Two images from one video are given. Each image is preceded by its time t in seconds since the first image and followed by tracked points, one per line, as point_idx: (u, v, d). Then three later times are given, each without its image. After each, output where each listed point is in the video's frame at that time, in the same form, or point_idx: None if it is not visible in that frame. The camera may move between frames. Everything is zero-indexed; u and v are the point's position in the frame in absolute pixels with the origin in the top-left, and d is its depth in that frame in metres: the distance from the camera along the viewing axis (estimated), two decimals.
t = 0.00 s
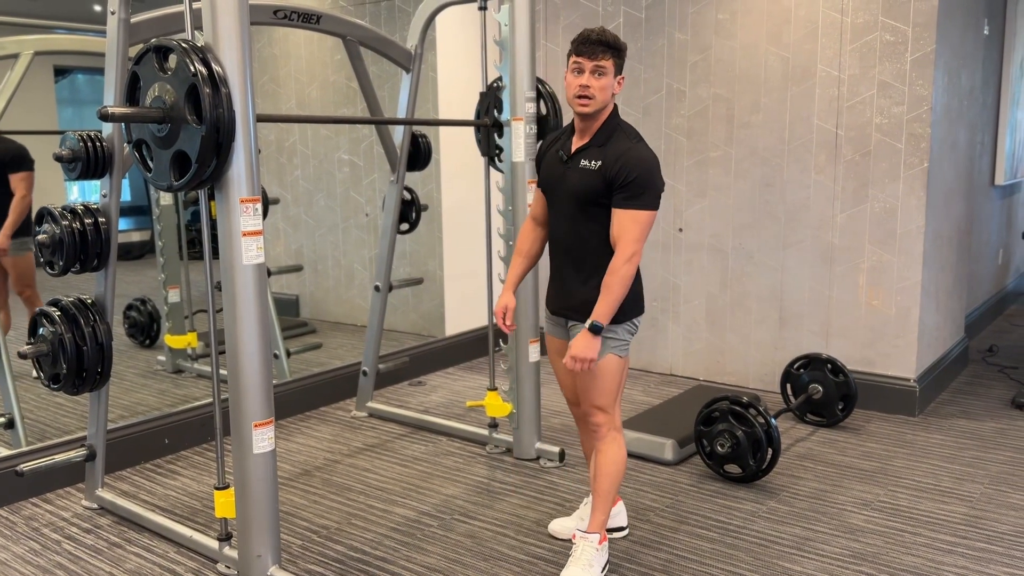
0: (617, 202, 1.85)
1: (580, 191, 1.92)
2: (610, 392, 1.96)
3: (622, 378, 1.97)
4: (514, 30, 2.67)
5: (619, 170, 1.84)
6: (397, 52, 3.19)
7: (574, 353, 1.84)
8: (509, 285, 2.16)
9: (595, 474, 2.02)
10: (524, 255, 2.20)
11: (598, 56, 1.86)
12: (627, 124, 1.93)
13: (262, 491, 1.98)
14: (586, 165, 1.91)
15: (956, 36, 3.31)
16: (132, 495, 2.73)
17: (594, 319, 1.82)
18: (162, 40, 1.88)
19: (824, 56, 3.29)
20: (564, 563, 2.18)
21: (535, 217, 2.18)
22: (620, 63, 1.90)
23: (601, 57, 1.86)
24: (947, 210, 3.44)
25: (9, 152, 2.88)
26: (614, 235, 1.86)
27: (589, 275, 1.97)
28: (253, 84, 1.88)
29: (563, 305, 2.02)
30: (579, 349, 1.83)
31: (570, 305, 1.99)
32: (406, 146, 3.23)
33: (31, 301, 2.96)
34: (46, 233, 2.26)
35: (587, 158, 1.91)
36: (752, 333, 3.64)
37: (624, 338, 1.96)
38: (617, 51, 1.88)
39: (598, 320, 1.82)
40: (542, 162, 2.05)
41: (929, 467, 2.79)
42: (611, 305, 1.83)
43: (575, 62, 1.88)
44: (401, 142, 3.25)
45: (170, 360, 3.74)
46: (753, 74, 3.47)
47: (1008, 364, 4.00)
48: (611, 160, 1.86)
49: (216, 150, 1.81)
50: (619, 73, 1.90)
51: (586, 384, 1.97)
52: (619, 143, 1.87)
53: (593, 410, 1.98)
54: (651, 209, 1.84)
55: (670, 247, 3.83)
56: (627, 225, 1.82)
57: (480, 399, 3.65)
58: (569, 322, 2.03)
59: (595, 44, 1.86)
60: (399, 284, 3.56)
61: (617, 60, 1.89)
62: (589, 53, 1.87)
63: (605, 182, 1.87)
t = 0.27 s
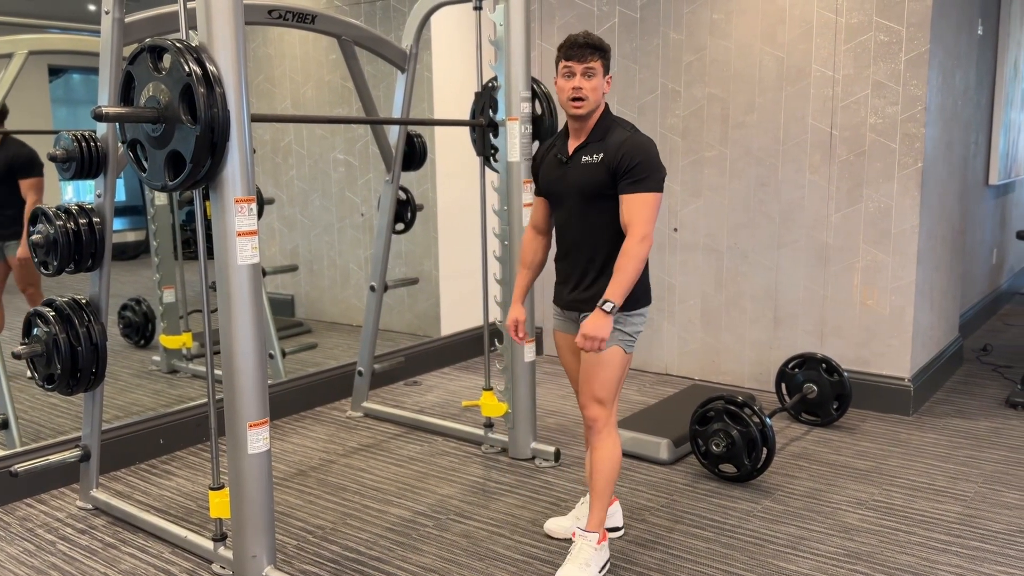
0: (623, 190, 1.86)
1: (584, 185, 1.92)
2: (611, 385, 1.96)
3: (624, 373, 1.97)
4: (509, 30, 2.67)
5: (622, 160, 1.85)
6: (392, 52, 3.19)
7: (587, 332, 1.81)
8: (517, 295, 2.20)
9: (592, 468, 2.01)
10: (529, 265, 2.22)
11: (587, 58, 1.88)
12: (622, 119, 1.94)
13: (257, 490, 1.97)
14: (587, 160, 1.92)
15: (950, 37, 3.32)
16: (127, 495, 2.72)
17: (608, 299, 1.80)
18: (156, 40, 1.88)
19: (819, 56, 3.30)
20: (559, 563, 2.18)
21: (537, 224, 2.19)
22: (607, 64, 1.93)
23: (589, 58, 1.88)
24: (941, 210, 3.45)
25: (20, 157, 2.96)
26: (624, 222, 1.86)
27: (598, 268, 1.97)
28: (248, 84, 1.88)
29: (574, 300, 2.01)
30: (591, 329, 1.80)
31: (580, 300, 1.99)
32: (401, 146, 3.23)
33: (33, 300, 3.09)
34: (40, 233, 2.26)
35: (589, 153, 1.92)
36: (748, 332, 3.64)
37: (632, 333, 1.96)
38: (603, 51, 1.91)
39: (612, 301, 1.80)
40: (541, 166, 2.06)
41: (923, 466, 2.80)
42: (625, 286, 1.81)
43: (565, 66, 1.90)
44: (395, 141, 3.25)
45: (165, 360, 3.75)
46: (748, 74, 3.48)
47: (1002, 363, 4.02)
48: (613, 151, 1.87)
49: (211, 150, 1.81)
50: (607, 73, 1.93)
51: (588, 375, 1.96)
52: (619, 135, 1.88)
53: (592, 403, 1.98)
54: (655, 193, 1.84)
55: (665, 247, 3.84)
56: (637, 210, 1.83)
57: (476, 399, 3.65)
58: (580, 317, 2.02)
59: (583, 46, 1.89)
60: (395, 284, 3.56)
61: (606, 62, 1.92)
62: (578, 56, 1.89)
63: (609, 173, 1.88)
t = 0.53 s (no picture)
0: (626, 191, 1.86)
1: (586, 184, 1.92)
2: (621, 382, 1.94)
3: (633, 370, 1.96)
4: (504, 29, 2.67)
5: (625, 160, 1.85)
6: (386, 51, 3.18)
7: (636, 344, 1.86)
8: (524, 292, 2.23)
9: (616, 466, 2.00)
10: (536, 260, 2.22)
11: (592, 56, 1.88)
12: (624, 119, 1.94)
13: (251, 491, 1.97)
14: (588, 159, 1.92)
15: (943, 36, 3.33)
16: (120, 495, 2.71)
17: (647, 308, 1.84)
18: (150, 39, 1.87)
19: (813, 56, 3.30)
20: (554, 562, 2.18)
21: (541, 220, 2.17)
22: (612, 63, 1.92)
23: (594, 57, 1.88)
24: (934, 211, 3.45)
25: (20, 157, 2.95)
26: (631, 222, 1.86)
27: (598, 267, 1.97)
28: (242, 83, 1.87)
29: (574, 298, 1.99)
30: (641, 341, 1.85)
31: (580, 299, 1.97)
32: (396, 146, 3.23)
33: (26, 300, 3.04)
34: (33, 233, 2.25)
35: (590, 152, 1.92)
36: (742, 331, 3.65)
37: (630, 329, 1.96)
38: (607, 51, 1.90)
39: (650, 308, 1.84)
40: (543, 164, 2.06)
41: (917, 465, 2.81)
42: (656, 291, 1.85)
43: (569, 65, 1.90)
44: (390, 141, 3.24)
45: (159, 360, 3.75)
46: (743, 74, 3.48)
47: (995, 362, 4.04)
48: (615, 152, 1.87)
49: (204, 149, 1.80)
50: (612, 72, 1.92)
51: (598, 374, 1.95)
52: (622, 135, 1.88)
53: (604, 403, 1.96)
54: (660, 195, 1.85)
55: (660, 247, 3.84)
56: (643, 211, 1.84)
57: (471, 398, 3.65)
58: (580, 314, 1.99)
59: (588, 44, 1.88)
60: (390, 284, 3.55)
61: (611, 60, 1.91)
62: (582, 55, 1.88)
63: (611, 173, 1.88)
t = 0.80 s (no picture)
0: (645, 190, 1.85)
1: (600, 183, 1.92)
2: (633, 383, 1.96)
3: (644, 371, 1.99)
4: (498, 28, 2.67)
5: (645, 160, 1.85)
6: (380, 50, 3.18)
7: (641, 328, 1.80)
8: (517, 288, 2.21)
9: (626, 466, 2.01)
10: (530, 257, 2.21)
11: (613, 54, 1.87)
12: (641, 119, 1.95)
13: (244, 491, 1.96)
14: (605, 157, 1.92)
15: (936, 36, 3.34)
16: (113, 495, 2.70)
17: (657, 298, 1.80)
18: (142, 38, 1.87)
19: (806, 56, 3.31)
20: (548, 561, 2.18)
21: (542, 218, 2.17)
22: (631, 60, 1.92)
23: (614, 55, 1.87)
24: (927, 211, 3.46)
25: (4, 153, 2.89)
26: (648, 222, 1.85)
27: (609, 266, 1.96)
28: (235, 82, 1.87)
29: (580, 299, 1.99)
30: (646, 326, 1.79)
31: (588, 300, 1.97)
32: (389, 145, 3.22)
33: (15, 299, 3.01)
34: (25, 232, 2.24)
35: (607, 150, 1.92)
36: (737, 330, 3.65)
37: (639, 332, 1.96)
38: (628, 48, 1.90)
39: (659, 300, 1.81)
40: (552, 160, 2.06)
41: (910, 464, 2.82)
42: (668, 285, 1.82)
43: (589, 62, 1.89)
44: (383, 140, 3.24)
45: (152, 360, 3.75)
46: (736, 74, 3.49)
47: (987, 361, 4.05)
48: (635, 151, 1.87)
49: (196, 148, 1.79)
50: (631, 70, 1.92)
51: (612, 374, 1.95)
52: (640, 135, 1.89)
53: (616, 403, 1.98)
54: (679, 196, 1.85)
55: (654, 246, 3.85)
56: (663, 210, 1.83)
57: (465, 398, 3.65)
58: (588, 318, 1.99)
59: (609, 41, 1.88)
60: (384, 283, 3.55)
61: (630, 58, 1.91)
62: (604, 52, 1.87)
63: (629, 172, 1.88)
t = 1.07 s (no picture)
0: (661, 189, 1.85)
1: (613, 182, 1.92)
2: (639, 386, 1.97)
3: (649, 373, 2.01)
4: (492, 28, 2.67)
5: (661, 160, 1.86)
6: (374, 49, 3.17)
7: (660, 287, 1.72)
8: (516, 284, 2.18)
9: (629, 467, 2.02)
10: (531, 253, 2.19)
11: (624, 51, 1.87)
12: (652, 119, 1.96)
13: (238, 490, 1.96)
14: (618, 156, 1.92)
15: (930, 36, 3.35)
16: (106, 495, 2.70)
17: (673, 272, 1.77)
18: (135, 36, 1.86)
19: (800, 56, 3.32)
20: (542, 560, 2.19)
21: (545, 215, 2.17)
22: (642, 58, 1.92)
23: (625, 52, 1.87)
24: (920, 210, 3.48)
25: None
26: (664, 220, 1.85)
27: (618, 267, 1.95)
28: (228, 81, 1.86)
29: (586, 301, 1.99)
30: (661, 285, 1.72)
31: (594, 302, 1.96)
32: (384, 145, 3.22)
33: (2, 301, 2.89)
34: (17, 231, 2.23)
35: (620, 149, 1.92)
36: (731, 329, 3.66)
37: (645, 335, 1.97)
38: (639, 45, 1.89)
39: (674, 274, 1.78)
40: (560, 158, 2.05)
41: (903, 462, 2.83)
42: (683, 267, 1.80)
43: (601, 60, 1.89)
44: (378, 139, 3.24)
45: (146, 359, 3.72)
46: (730, 73, 3.49)
47: (980, 360, 4.07)
48: (650, 151, 1.88)
49: (190, 147, 1.79)
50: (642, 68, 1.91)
51: (618, 375, 1.97)
52: (654, 135, 1.90)
53: (622, 404, 1.99)
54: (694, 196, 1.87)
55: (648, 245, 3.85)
56: (680, 208, 1.83)
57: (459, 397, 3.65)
58: (593, 320, 1.99)
59: (618, 39, 1.87)
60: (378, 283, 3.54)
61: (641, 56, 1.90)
62: (614, 49, 1.87)
63: (644, 171, 1.88)
